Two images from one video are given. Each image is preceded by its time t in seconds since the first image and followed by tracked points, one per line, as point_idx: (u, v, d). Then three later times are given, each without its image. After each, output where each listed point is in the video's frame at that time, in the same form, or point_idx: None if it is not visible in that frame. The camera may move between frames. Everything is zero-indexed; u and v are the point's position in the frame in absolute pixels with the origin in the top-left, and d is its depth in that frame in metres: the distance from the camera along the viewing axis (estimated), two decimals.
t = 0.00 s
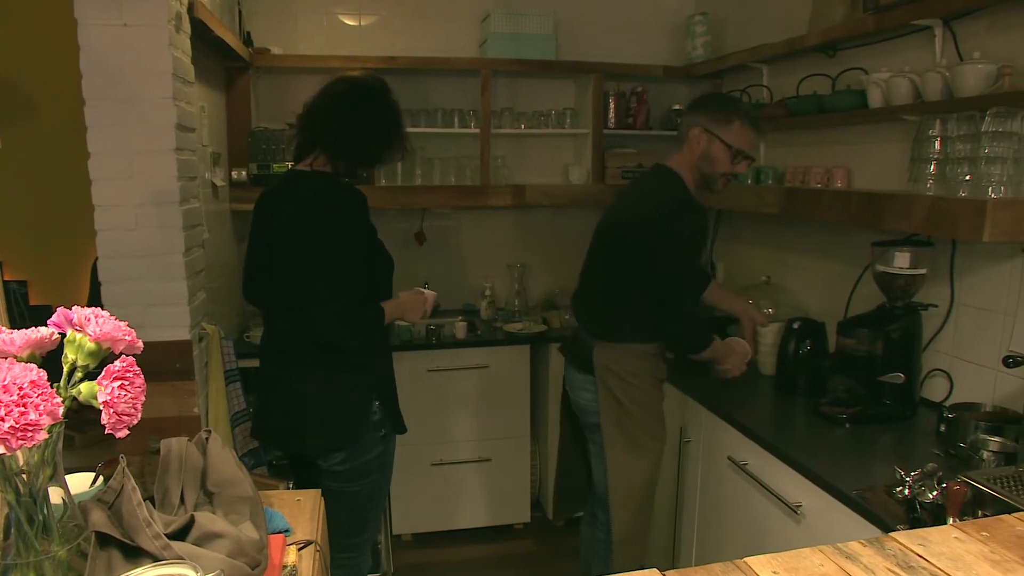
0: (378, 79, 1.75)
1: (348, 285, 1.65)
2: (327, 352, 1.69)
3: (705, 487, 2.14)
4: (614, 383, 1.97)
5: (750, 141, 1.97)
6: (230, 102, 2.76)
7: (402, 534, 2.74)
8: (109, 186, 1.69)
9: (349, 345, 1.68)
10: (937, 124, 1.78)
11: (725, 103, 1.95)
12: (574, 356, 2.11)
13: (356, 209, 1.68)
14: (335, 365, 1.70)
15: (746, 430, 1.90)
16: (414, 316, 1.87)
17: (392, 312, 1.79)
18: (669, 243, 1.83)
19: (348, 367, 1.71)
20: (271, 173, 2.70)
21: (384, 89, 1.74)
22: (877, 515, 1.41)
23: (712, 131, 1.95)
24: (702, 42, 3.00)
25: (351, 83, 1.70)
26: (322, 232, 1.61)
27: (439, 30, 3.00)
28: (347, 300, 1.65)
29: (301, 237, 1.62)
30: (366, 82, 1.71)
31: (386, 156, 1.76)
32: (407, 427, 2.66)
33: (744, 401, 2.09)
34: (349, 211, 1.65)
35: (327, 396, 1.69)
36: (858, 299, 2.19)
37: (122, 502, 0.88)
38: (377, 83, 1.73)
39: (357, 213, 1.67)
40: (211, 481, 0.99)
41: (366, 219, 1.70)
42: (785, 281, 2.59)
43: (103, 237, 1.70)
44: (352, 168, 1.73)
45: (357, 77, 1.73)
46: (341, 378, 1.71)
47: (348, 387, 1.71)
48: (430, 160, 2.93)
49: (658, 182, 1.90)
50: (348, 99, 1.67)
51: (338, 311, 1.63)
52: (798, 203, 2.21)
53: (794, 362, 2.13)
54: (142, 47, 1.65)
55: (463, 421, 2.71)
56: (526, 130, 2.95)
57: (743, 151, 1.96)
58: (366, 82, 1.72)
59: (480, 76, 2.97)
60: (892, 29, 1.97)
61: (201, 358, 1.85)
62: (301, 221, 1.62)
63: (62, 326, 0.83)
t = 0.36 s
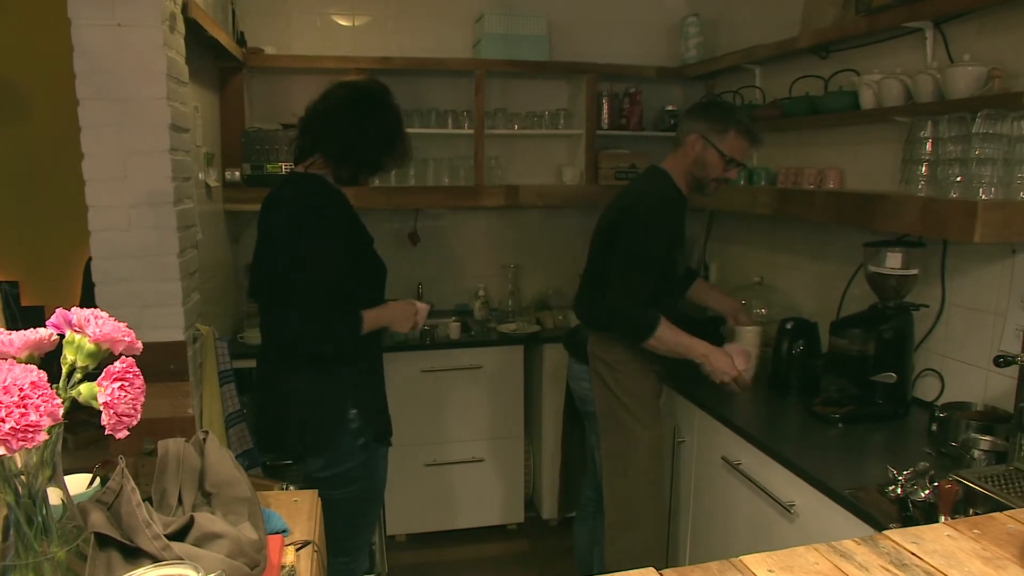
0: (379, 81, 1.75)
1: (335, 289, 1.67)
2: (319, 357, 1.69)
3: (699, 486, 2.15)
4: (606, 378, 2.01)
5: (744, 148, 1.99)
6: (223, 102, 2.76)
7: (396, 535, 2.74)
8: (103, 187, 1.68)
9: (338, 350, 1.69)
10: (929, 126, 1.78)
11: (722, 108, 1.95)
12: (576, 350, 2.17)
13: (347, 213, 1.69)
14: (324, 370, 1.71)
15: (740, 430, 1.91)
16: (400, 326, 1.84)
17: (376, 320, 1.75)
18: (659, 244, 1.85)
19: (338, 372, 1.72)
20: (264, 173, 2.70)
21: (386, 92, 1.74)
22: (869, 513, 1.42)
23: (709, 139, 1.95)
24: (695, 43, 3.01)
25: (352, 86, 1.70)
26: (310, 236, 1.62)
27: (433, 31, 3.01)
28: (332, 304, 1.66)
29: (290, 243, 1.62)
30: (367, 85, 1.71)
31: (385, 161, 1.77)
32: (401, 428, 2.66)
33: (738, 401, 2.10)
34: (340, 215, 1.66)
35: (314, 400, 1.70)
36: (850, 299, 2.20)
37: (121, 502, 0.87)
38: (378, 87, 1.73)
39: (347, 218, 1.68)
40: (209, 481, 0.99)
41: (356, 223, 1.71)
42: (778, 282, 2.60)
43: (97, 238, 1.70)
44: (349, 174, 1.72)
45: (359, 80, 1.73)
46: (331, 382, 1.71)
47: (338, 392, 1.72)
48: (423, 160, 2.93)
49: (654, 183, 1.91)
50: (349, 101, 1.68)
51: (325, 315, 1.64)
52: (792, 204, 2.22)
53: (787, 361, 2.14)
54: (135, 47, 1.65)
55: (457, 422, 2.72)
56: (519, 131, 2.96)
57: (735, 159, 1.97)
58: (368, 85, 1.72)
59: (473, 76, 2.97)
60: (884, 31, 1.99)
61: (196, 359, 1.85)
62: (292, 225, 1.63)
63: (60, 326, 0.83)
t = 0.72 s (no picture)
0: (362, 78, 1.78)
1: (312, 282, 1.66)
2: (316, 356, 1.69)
3: (695, 485, 2.16)
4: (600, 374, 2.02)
5: (730, 142, 1.93)
6: (219, 102, 2.75)
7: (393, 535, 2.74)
8: (100, 187, 1.68)
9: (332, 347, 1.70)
10: (924, 128, 1.81)
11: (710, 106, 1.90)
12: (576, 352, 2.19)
13: (326, 206, 1.67)
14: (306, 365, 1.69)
15: (736, 430, 1.91)
16: (377, 326, 1.70)
17: (335, 312, 1.65)
18: (651, 244, 1.83)
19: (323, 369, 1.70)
20: (260, 173, 2.70)
21: (363, 89, 1.75)
22: (865, 512, 1.43)
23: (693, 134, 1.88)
24: (691, 44, 3.02)
25: (334, 86, 1.74)
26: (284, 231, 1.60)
27: (429, 31, 3.01)
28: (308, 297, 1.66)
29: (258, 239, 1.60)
30: (348, 82, 1.74)
31: (367, 153, 1.76)
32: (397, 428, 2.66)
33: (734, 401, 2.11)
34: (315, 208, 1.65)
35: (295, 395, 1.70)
36: (845, 300, 2.21)
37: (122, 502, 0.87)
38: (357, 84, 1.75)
39: (324, 211, 1.66)
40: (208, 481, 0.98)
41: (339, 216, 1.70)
42: (773, 282, 2.61)
43: (94, 238, 1.69)
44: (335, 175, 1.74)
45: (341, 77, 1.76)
46: (314, 377, 1.69)
47: (320, 387, 1.70)
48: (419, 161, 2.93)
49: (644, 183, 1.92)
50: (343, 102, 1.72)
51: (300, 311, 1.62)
52: (787, 204, 2.23)
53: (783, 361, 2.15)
54: (132, 47, 1.65)
55: (453, 422, 2.72)
56: (516, 131, 2.96)
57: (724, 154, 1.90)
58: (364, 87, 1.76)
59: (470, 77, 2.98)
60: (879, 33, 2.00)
61: (192, 358, 1.85)
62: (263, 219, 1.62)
63: (62, 326, 0.81)
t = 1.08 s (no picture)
0: (355, 78, 1.76)
1: (310, 278, 1.66)
2: (311, 355, 1.68)
3: (690, 485, 2.17)
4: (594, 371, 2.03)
5: (755, 145, 1.84)
6: (214, 102, 2.75)
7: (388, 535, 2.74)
8: (96, 187, 1.67)
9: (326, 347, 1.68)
10: (919, 129, 1.83)
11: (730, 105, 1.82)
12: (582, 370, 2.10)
13: (333, 205, 1.68)
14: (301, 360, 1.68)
15: (732, 430, 1.92)
16: (347, 324, 1.62)
17: (305, 305, 1.60)
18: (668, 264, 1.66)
19: (319, 366, 1.69)
20: (255, 173, 2.69)
21: (350, 88, 1.74)
22: (861, 512, 1.44)
23: (717, 138, 1.81)
24: (687, 45, 3.03)
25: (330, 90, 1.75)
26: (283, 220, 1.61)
27: (425, 32, 3.01)
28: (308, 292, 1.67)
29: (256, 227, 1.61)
30: (337, 83, 1.74)
31: (361, 151, 1.72)
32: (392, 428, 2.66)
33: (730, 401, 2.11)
34: (320, 205, 1.66)
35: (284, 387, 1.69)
36: (840, 300, 2.22)
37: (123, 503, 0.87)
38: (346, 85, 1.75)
39: (329, 209, 1.67)
40: (208, 481, 0.98)
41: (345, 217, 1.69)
42: (769, 282, 2.62)
43: (89, 238, 1.69)
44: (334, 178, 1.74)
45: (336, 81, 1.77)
46: (305, 373, 1.68)
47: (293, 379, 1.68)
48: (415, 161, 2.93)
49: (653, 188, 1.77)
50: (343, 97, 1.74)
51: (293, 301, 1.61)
52: (783, 205, 2.24)
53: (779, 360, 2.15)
54: (128, 47, 1.64)
55: (449, 422, 2.72)
56: (511, 132, 2.96)
57: (747, 157, 1.81)
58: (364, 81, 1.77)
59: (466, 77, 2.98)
60: (874, 34, 2.00)
61: (189, 359, 1.85)
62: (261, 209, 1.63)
63: (63, 327, 0.80)
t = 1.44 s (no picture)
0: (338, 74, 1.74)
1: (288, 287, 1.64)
2: (296, 365, 1.64)
3: (682, 486, 2.18)
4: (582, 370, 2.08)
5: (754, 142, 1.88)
6: (206, 103, 2.74)
7: (381, 537, 2.74)
8: (88, 187, 1.66)
9: (311, 356, 1.64)
10: (909, 132, 1.84)
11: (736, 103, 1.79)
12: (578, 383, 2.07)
13: (318, 213, 1.65)
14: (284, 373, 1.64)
15: (725, 431, 1.93)
16: (301, 338, 1.56)
17: (268, 315, 1.59)
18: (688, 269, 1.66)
19: (302, 380, 1.64)
20: (247, 174, 2.68)
21: (331, 85, 1.72)
22: (853, 511, 1.45)
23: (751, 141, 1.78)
24: (679, 47, 3.04)
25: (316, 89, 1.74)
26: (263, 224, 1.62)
27: (417, 33, 3.01)
28: (289, 302, 1.65)
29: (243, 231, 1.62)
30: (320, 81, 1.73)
31: (344, 148, 1.68)
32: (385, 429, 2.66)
33: (722, 402, 2.12)
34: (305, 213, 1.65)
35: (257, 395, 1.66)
36: (831, 301, 2.24)
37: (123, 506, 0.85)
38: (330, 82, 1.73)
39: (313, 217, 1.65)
40: (206, 484, 0.97)
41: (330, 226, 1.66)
42: (760, 284, 2.63)
43: (82, 239, 1.68)
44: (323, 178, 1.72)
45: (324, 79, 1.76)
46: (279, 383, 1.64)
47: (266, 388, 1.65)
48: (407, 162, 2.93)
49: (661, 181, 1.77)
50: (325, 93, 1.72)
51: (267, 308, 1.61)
52: (774, 207, 2.25)
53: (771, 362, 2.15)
54: (120, 47, 1.63)
55: (442, 423, 2.72)
56: (504, 133, 2.96)
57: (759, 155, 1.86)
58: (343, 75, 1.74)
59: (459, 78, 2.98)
60: (865, 38, 2.02)
61: (182, 360, 1.84)
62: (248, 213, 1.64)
63: (61, 329, 0.78)
